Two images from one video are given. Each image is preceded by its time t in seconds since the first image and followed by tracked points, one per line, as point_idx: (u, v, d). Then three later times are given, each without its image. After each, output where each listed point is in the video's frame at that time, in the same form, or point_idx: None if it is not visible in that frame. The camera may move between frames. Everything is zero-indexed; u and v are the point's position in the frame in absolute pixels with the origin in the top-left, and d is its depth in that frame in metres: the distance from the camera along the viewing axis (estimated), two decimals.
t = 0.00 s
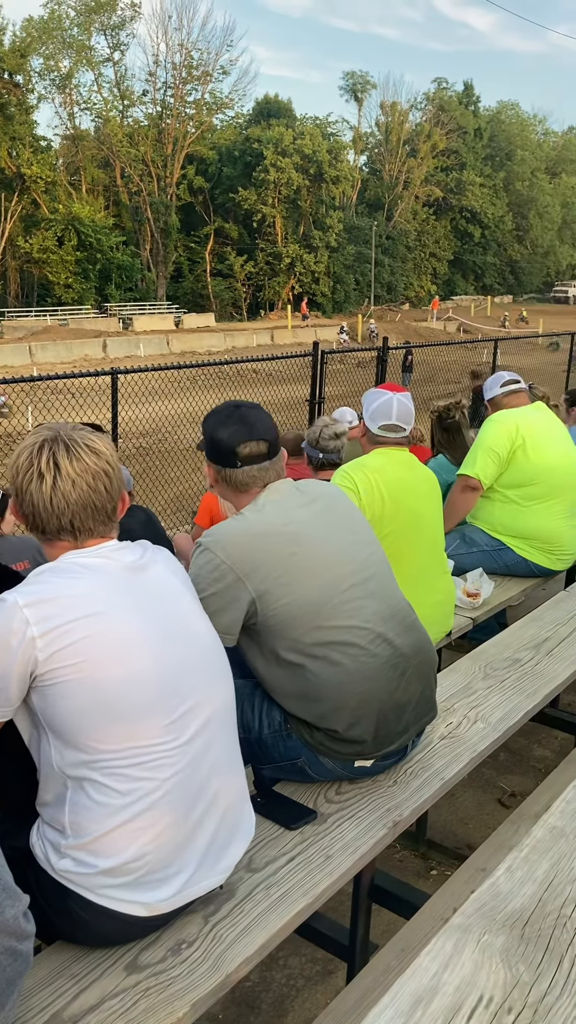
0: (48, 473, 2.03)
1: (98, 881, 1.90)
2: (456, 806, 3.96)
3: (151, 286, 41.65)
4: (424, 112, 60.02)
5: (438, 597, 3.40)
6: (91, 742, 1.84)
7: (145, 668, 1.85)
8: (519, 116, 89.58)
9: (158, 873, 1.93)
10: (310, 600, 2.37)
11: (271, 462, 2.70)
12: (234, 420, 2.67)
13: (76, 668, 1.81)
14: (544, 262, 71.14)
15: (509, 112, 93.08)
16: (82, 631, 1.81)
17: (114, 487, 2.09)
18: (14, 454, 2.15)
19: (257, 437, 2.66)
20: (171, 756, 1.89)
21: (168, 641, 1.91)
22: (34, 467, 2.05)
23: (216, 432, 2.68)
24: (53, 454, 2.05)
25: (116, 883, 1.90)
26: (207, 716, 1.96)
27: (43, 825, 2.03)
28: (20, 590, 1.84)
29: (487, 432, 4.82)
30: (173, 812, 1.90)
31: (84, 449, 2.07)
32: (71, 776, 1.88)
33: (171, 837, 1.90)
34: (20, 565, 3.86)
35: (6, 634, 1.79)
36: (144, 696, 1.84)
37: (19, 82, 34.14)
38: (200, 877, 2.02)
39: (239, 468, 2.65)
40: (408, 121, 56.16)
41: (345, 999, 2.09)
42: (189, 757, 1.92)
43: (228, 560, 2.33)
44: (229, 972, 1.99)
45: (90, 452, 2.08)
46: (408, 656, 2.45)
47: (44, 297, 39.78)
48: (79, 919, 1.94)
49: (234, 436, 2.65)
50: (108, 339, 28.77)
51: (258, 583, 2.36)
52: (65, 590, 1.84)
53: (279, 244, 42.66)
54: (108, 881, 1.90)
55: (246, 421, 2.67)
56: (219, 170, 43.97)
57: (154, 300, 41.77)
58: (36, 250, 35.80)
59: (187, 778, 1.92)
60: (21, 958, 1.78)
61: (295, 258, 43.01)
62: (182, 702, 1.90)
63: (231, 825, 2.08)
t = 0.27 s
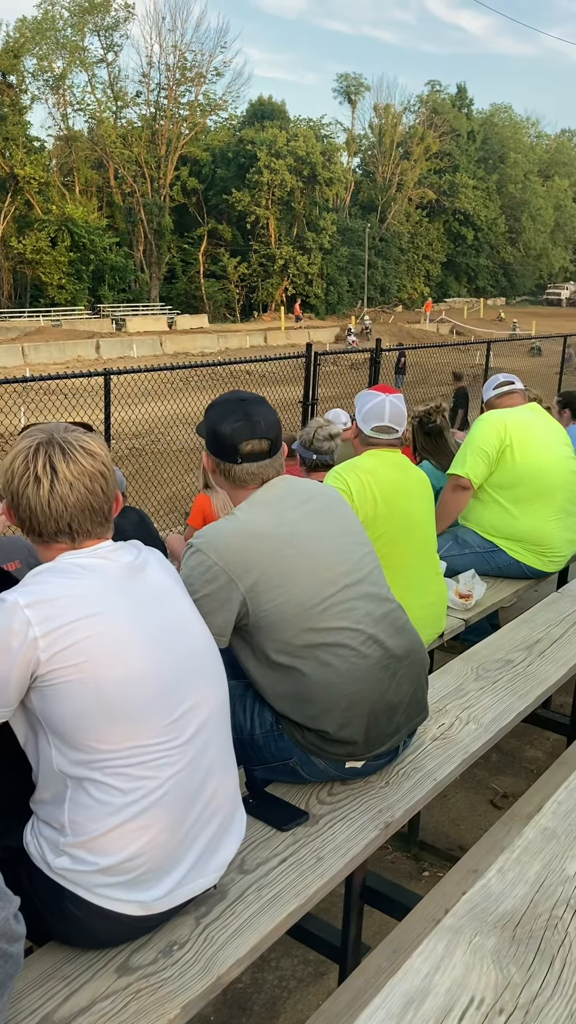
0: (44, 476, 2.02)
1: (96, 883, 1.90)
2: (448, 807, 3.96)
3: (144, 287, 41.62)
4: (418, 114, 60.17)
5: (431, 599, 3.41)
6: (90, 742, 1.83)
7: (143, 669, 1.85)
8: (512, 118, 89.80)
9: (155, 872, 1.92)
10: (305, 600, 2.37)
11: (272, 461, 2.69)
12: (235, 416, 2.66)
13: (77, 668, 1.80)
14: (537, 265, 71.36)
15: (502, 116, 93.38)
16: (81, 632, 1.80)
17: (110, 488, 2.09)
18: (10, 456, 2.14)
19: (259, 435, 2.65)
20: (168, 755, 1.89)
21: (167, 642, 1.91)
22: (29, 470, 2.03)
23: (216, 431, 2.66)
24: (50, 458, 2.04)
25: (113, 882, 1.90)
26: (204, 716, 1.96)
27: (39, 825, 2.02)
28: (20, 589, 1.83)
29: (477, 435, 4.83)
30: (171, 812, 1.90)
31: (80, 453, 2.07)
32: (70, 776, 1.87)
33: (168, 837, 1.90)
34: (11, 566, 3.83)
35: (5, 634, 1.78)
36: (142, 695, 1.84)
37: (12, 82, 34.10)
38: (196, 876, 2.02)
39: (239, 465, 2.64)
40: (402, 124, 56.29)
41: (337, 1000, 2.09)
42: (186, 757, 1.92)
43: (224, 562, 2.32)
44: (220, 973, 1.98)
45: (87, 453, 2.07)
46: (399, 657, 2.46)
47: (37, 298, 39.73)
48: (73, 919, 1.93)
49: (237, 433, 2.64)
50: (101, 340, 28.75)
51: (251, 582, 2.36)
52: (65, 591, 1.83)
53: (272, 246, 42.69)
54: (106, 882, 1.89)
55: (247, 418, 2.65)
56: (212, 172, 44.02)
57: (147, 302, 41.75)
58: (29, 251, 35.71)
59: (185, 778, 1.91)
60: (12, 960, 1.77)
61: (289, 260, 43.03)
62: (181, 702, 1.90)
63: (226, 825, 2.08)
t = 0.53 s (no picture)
0: (54, 476, 1.99)
1: (90, 889, 1.90)
2: (441, 808, 3.97)
3: (140, 287, 41.57)
4: (413, 115, 60.21)
5: (425, 600, 3.41)
6: (88, 746, 1.83)
7: (143, 675, 1.85)
8: (508, 120, 89.93)
9: (150, 878, 1.93)
10: (303, 602, 2.37)
11: (269, 462, 2.64)
12: (237, 414, 2.62)
13: (78, 673, 1.80)
14: (532, 267, 71.49)
15: (497, 118, 93.60)
16: (83, 636, 1.80)
17: (120, 489, 2.07)
18: (20, 451, 2.12)
19: (257, 436, 2.60)
20: (165, 761, 1.89)
21: (168, 645, 1.91)
22: (39, 469, 2.01)
23: (217, 429, 2.61)
24: (59, 457, 2.01)
25: (109, 888, 1.90)
26: (202, 719, 1.97)
27: (33, 826, 2.03)
28: (25, 591, 1.81)
29: (470, 436, 4.83)
30: (167, 817, 1.90)
31: (91, 451, 2.04)
32: (67, 779, 1.86)
33: (163, 843, 1.91)
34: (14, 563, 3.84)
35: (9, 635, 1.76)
36: (141, 698, 1.84)
37: (7, 82, 34.00)
38: (188, 883, 2.03)
39: (236, 466, 2.60)
40: (397, 125, 56.34)
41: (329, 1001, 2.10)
42: (183, 761, 1.92)
43: (219, 562, 2.32)
44: (213, 975, 1.99)
45: (96, 453, 2.05)
46: (392, 658, 2.47)
47: (32, 299, 39.71)
48: (65, 924, 1.93)
49: (235, 432, 2.60)
50: (96, 341, 28.73)
51: (246, 582, 2.35)
52: (70, 596, 1.82)
53: (268, 247, 42.65)
54: (103, 886, 1.90)
55: (247, 417, 2.61)
56: (208, 173, 44.04)
57: (142, 302, 41.73)
58: (24, 251, 35.65)
59: (181, 786, 1.92)
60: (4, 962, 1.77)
61: (284, 260, 43.01)
62: (179, 707, 1.91)
63: (221, 829, 2.09)
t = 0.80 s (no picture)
0: (82, 469, 1.95)
1: (92, 901, 1.93)
2: (437, 809, 3.97)
3: (137, 287, 41.58)
4: (412, 116, 60.23)
5: (422, 600, 3.42)
6: (95, 757, 1.86)
7: (155, 687, 1.87)
8: (505, 121, 90.01)
9: (151, 889, 1.97)
10: (305, 602, 2.37)
11: (272, 461, 2.62)
12: (243, 413, 2.58)
13: (94, 689, 1.81)
14: (530, 269, 71.55)
15: (496, 119, 93.71)
16: (100, 650, 1.79)
17: (150, 483, 2.03)
18: (46, 440, 2.06)
19: (262, 436, 2.57)
20: (166, 772, 1.92)
21: (177, 656, 1.92)
22: (66, 461, 1.97)
23: (224, 428, 2.58)
24: (88, 449, 1.97)
25: (110, 899, 1.93)
26: (204, 729, 1.99)
27: (35, 834, 2.06)
28: (50, 595, 1.79)
29: (468, 437, 4.83)
30: (170, 831, 1.94)
31: (119, 443, 2.00)
32: (72, 792, 1.90)
33: (162, 852, 1.95)
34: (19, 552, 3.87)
35: (29, 644, 1.75)
36: (148, 712, 1.86)
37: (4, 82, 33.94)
38: (185, 891, 2.06)
39: (238, 465, 2.58)
40: (395, 126, 56.36)
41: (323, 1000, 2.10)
42: (185, 776, 1.96)
43: (224, 562, 2.32)
44: (209, 977, 1.98)
45: (125, 446, 2.01)
46: (390, 660, 2.47)
47: (30, 299, 39.73)
48: (64, 931, 1.96)
49: (241, 432, 2.56)
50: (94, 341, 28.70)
51: (248, 582, 2.35)
52: (93, 604, 1.80)
53: (266, 248, 42.60)
54: (106, 899, 1.93)
55: (252, 416, 2.58)
56: (205, 173, 44.07)
57: (139, 302, 41.75)
58: (22, 251, 35.65)
59: (184, 799, 1.96)
60: None
61: (282, 261, 42.97)
62: (184, 721, 1.93)
63: (219, 833, 2.11)
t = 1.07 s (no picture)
0: (106, 469, 2.01)
1: (96, 903, 1.94)
2: (436, 809, 3.96)
3: (136, 287, 41.60)
4: (411, 117, 60.27)
5: (422, 601, 3.42)
6: (102, 759, 1.87)
7: (166, 691, 1.88)
8: (504, 122, 90.07)
9: (155, 892, 1.97)
10: (306, 602, 2.37)
11: (278, 461, 2.60)
12: (251, 411, 2.55)
13: (106, 690, 1.82)
14: (528, 270, 71.62)
15: (494, 119, 93.69)
16: (114, 652, 1.80)
17: (170, 481, 2.11)
18: (67, 438, 2.11)
19: (270, 435, 2.54)
20: (171, 777, 1.93)
21: (186, 658, 1.93)
22: (89, 459, 2.03)
23: (232, 424, 2.54)
24: (112, 449, 2.04)
25: (114, 902, 1.94)
26: (208, 730, 1.99)
27: (36, 835, 2.07)
28: (64, 596, 1.81)
29: (471, 440, 4.82)
30: (176, 833, 1.95)
31: (141, 441, 2.07)
32: (77, 793, 1.91)
33: (165, 855, 1.95)
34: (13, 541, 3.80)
35: (45, 647, 1.76)
36: (156, 715, 1.87)
37: (4, 82, 33.92)
38: (187, 892, 2.07)
39: (244, 464, 2.55)
40: (395, 127, 56.38)
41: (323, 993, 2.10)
42: (189, 780, 1.96)
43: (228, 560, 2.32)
44: (208, 977, 1.98)
45: (148, 445, 2.08)
46: (389, 661, 2.47)
47: (29, 299, 39.74)
48: (63, 932, 1.97)
49: (249, 430, 2.53)
50: (93, 341, 28.68)
51: (254, 582, 2.36)
52: (108, 607, 1.81)
53: (265, 248, 42.63)
54: (107, 901, 1.94)
55: (261, 415, 2.54)
56: (205, 173, 44.08)
57: (139, 302, 41.74)
58: (21, 251, 35.64)
59: (191, 800, 1.97)
60: None
61: (281, 262, 43.02)
62: (191, 723, 1.93)
63: (221, 836, 2.12)
